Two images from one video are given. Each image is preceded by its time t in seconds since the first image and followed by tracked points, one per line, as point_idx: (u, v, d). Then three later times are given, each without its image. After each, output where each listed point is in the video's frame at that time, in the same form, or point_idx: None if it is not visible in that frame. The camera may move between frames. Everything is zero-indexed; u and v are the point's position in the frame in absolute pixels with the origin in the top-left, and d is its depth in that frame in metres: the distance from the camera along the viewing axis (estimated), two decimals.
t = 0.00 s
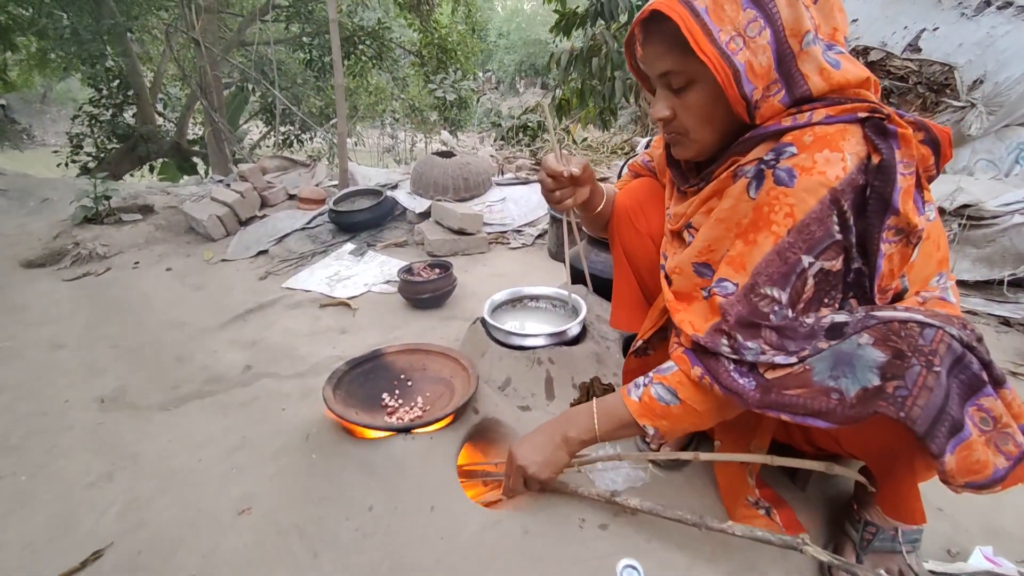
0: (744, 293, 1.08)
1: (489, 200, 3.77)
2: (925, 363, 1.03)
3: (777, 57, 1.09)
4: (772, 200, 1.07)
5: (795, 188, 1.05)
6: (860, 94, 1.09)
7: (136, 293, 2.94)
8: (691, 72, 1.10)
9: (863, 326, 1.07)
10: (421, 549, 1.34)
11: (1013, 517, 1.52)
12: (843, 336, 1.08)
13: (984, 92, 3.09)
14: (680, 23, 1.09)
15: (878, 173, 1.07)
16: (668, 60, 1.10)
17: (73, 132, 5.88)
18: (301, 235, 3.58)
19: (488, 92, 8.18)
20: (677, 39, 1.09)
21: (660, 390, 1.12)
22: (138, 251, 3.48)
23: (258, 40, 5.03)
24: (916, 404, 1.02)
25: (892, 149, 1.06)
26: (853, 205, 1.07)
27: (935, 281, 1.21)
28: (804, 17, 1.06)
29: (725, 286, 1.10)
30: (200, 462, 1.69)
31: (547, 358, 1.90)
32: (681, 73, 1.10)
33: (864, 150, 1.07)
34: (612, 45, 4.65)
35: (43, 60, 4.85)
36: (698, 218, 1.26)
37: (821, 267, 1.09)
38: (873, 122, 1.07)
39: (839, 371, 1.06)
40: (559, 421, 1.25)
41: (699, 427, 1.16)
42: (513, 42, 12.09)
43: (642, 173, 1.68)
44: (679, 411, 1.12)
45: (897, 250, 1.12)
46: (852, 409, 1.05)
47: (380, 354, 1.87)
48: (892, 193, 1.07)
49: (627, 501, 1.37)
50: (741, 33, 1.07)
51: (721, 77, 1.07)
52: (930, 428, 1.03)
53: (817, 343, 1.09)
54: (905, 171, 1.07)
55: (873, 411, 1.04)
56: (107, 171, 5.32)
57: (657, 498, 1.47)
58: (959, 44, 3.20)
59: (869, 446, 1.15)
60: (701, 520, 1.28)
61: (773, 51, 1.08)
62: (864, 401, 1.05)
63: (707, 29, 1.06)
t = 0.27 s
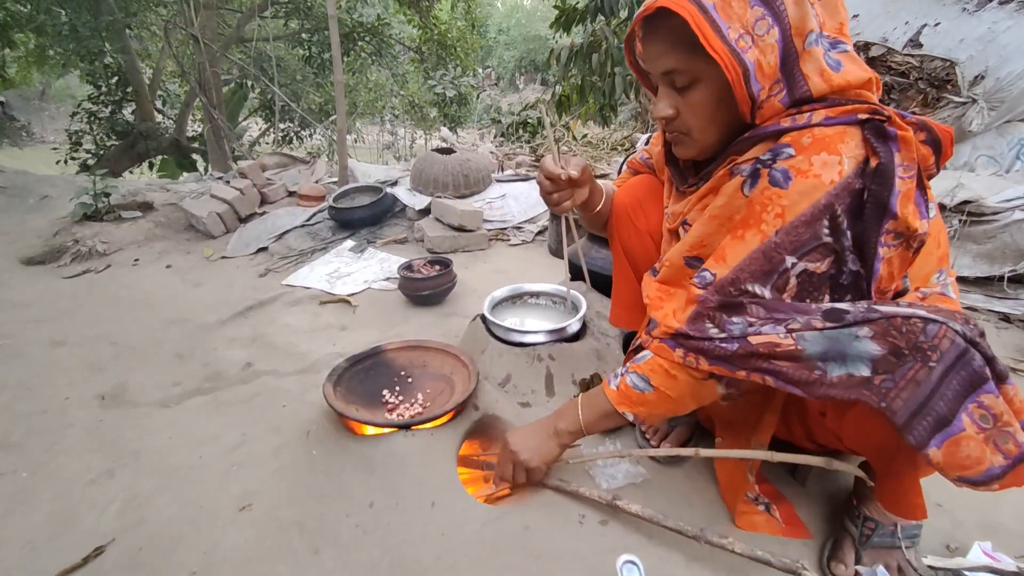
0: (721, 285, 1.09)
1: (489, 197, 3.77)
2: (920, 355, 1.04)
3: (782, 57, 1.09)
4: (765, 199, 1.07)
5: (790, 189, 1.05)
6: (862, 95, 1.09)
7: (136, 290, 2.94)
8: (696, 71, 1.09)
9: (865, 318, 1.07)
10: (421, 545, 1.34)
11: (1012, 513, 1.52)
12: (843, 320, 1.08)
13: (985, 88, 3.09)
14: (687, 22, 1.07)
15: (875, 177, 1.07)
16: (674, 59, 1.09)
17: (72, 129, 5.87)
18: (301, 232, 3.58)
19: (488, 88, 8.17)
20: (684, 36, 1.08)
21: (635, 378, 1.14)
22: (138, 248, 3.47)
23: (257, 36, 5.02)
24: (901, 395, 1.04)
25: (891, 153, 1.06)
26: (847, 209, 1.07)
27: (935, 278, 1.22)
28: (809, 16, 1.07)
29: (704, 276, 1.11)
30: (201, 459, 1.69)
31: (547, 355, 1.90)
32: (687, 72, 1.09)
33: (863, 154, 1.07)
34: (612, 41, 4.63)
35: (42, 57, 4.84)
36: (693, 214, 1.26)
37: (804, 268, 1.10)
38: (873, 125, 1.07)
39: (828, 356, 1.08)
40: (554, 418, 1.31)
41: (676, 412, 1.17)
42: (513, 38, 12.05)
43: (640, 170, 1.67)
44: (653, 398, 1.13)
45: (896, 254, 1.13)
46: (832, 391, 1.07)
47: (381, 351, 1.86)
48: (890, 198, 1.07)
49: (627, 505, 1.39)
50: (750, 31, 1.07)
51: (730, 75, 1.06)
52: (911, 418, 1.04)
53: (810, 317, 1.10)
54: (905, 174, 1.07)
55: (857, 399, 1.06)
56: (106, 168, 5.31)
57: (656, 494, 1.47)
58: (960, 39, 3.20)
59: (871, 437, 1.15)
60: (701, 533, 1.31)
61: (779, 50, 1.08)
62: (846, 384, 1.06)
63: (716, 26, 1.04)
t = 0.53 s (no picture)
0: (765, 283, 1.07)
1: (488, 194, 3.77)
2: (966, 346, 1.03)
3: (798, 43, 1.08)
4: (798, 191, 1.06)
5: (825, 178, 1.04)
6: (882, 83, 1.10)
7: (136, 288, 2.94)
8: (708, 58, 1.09)
9: (906, 308, 1.05)
10: (422, 543, 1.34)
11: (1011, 510, 1.52)
12: (885, 316, 1.06)
13: (985, 85, 3.09)
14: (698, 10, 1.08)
15: (907, 161, 1.06)
16: (686, 45, 1.09)
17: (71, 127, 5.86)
18: (300, 230, 3.58)
19: (488, 86, 8.16)
20: (695, 24, 1.08)
21: (677, 377, 1.12)
22: (137, 246, 3.47)
23: (255, 33, 5.00)
24: (961, 389, 1.00)
25: (920, 137, 1.05)
26: (882, 193, 1.07)
27: (944, 272, 1.23)
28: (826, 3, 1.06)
29: (743, 275, 1.09)
30: (202, 457, 1.69)
31: (547, 353, 1.91)
32: (698, 58, 1.10)
33: (892, 138, 1.06)
34: (612, 38, 4.64)
35: (40, 54, 4.83)
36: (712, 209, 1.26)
37: (850, 258, 1.08)
38: (899, 111, 1.07)
39: (877, 351, 1.05)
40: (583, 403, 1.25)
41: (712, 417, 1.15)
42: (513, 35, 12.06)
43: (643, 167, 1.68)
44: (695, 399, 1.12)
45: (924, 240, 1.13)
46: (889, 391, 1.04)
47: (381, 349, 1.86)
48: (921, 181, 1.06)
49: (626, 502, 1.37)
50: (763, 17, 1.06)
51: (741, 61, 1.06)
52: (979, 413, 1.01)
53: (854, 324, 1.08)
54: (934, 159, 1.07)
55: (917, 397, 1.03)
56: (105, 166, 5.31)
57: (655, 492, 1.47)
58: (960, 36, 3.23)
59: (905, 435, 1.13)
60: (700, 527, 1.30)
61: (794, 36, 1.08)
62: (904, 385, 1.03)
63: (728, 13, 1.04)
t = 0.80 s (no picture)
0: (844, 252, 1.02)
1: (487, 193, 3.76)
2: None
3: (834, 18, 1.08)
4: (859, 155, 1.03)
5: (885, 139, 1.01)
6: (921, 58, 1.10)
7: (135, 287, 2.93)
8: (740, 33, 1.11)
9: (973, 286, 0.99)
10: (422, 542, 1.34)
11: (1010, 508, 1.53)
12: (950, 286, 1.00)
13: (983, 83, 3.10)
14: None
15: (957, 126, 1.06)
16: (717, 22, 1.11)
17: (69, 126, 5.85)
18: (299, 229, 3.58)
19: (487, 85, 8.16)
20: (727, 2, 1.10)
21: (751, 342, 1.08)
22: (136, 245, 3.47)
23: (254, 32, 5.00)
24: None
25: (967, 103, 1.05)
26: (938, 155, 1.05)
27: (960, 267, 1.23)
28: None
29: (817, 249, 1.05)
30: (201, 456, 1.69)
31: (546, 352, 1.90)
32: (730, 35, 1.11)
33: (939, 106, 1.06)
34: (611, 37, 4.75)
35: (38, 53, 4.82)
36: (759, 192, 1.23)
37: (924, 218, 1.05)
38: (942, 80, 1.06)
39: (942, 331, 0.98)
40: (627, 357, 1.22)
41: (789, 397, 1.10)
42: (512, 34, 12.07)
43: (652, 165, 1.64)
44: (768, 367, 1.07)
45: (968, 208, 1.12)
46: (956, 371, 0.98)
47: (380, 348, 1.86)
48: (972, 145, 1.05)
49: (622, 504, 1.36)
50: None
51: (770, 38, 1.07)
52: None
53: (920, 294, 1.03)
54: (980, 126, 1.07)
55: (988, 375, 0.96)
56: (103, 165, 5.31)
57: (654, 492, 1.47)
58: (960, 34, 3.34)
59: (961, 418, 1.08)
60: (697, 532, 1.26)
61: (828, 12, 1.07)
62: (973, 364, 0.97)
63: None
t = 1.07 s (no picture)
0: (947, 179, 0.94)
1: (486, 193, 3.76)
2: None
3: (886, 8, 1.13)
4: (928, 106, 1.00)
5: (948, 87, 0.99)
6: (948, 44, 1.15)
7: (134, 287, 2.93)
8: (825, 15, 1.07)
9: None
10: (421, 541, 1.33)
11: (1009, 506, 1.53)
12: None
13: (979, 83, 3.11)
14: None
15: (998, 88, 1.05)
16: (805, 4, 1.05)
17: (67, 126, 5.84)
18: (299, 228, 3.57)
19: (485, 85, 8.17)
20: None
21: (882, 268, 0.95)
22: (134, 245, 3.46)
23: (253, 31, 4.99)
24: None
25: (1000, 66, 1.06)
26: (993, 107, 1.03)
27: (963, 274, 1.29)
28: None
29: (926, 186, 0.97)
30: (200, 455, 1.69)
31: (546, 351, 1.90)
32: (817, 16, 1.07)
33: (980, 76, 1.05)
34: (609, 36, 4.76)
35: (36, 53, 4.80)
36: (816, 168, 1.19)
37: None
38: (978, 56, 1.05)
39: None
40: (732, 324, 1.09)
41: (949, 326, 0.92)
42: (512, 34, 12.09)
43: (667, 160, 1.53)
44: (911, 289, 0.92)
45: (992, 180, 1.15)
46: None
47: (379, 348, 1.85)
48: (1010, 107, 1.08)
49: (621, 504, 1.35)
50: None
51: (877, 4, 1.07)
52: None
53: None
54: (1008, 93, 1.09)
55: None
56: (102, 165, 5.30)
57: (653, 492, 1.47)
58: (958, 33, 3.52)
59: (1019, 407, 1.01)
60: (695, 532, 1.26)
61: None
62: None
63: None
